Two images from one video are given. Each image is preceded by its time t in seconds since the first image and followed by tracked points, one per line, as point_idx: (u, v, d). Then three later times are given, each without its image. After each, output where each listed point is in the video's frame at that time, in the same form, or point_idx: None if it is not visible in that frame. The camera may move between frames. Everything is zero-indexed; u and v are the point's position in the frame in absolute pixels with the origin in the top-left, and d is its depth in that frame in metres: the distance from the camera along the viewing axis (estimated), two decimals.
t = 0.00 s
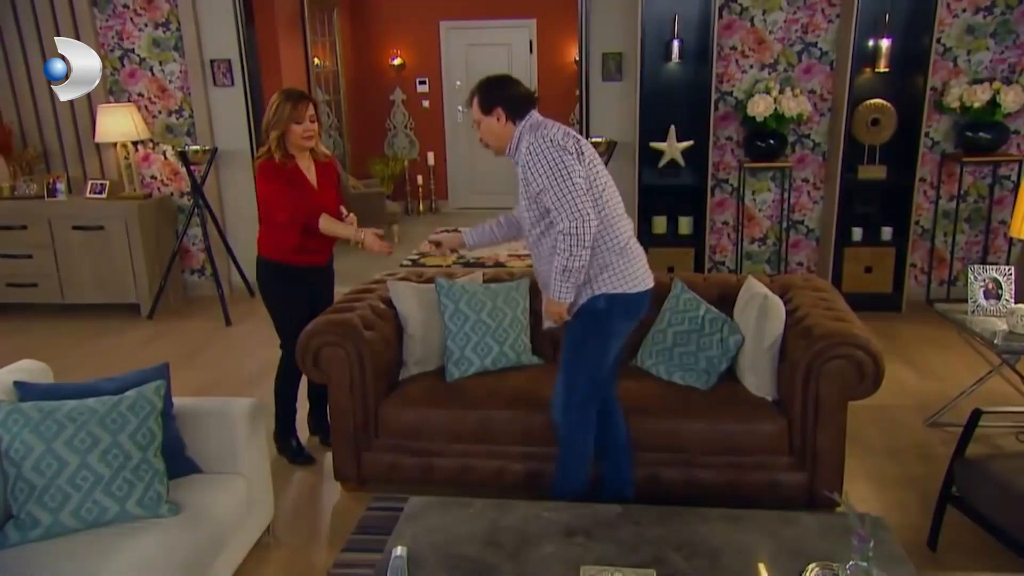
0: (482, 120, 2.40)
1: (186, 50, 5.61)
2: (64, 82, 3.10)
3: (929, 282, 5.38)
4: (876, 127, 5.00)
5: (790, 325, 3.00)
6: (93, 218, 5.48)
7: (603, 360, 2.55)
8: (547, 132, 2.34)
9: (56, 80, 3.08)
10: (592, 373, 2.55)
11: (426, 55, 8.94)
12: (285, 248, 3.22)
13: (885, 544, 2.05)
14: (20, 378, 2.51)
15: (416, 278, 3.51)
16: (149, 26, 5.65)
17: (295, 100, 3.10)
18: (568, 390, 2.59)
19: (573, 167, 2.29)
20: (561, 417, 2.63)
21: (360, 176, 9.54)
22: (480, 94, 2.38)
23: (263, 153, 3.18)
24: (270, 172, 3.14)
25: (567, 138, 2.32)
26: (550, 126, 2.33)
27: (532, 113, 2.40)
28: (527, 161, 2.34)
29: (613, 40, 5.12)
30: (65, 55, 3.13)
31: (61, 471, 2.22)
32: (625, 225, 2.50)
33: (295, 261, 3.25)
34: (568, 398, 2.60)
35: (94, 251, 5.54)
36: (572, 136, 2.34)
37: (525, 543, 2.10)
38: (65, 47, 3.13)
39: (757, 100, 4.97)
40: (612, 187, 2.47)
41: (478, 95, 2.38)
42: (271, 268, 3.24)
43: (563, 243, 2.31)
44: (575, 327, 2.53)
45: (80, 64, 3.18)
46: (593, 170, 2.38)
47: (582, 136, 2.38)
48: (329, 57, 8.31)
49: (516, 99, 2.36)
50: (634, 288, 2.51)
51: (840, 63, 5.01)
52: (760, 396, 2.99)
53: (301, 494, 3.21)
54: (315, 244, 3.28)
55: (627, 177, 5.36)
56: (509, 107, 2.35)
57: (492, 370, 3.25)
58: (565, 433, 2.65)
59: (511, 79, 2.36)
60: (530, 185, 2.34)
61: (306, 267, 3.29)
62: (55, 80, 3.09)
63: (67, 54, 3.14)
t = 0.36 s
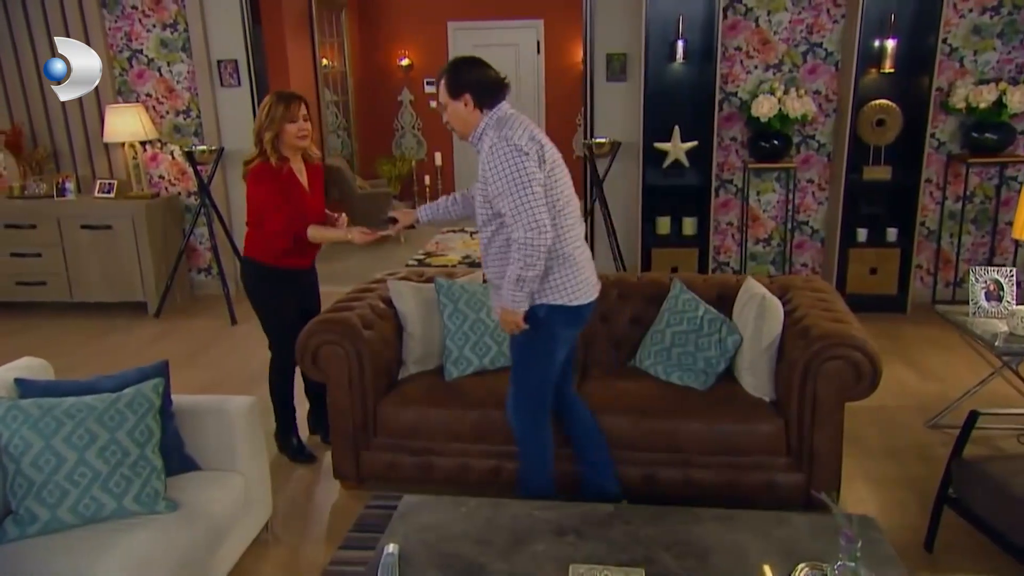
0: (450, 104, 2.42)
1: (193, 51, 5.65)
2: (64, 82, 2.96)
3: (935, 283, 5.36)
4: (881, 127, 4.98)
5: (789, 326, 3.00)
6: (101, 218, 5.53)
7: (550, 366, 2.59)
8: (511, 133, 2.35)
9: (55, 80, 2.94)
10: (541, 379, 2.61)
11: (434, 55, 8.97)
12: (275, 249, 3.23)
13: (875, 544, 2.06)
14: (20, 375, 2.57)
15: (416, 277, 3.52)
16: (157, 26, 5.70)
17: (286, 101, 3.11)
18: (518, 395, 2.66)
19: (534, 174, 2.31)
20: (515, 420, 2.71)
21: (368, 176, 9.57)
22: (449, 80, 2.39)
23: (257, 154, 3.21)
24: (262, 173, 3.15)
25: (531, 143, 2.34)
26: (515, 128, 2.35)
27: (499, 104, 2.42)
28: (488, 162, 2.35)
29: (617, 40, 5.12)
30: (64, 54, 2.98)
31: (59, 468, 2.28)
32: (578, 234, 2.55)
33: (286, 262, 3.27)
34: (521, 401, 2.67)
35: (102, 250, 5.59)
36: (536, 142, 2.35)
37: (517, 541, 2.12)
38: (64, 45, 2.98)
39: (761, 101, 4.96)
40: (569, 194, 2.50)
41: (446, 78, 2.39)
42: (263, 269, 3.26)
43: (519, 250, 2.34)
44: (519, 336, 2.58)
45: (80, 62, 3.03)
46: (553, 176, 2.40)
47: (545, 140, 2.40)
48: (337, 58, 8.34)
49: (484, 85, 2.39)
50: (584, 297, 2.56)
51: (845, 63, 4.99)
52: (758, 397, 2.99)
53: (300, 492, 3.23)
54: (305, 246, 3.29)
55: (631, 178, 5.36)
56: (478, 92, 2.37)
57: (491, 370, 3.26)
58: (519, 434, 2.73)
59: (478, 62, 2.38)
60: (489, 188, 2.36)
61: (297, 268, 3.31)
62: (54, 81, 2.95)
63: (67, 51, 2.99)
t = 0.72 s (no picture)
0: (430, 91, 2.50)
1: (205, 51, 5.70)
2: (65, 84, 2.52)
3: (945, 285, 5.32)
4: (890, 128, 4.94)
5: (791, 327, 3.00)
6: (113, 217, 5.59)
7: (516, 366, 2.67)
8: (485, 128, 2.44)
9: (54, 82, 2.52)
10: (510, 380, 2.68)
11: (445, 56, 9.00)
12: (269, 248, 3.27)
13: (871, 545, 2.06)
14: (26, 372, 2.63)
15: (420, 277, 3.54)
16: (169, 27, 5.76)
17: (280, 101, 3.16)
18: (493, 398, 2.72)
19: (501, 172, 2.40)
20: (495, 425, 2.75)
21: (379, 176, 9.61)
22: (431, 68, 2.47)
23: (252, 155, 3.26)
24: (257, 172, 3.18)
25: (502, 141, 2.42)
26: (489, 124, 2.43)
27: (479, 97, 2.50)
28: (460, 154, 2.44)
29: (625, 41, 5.11)
30: (64, 54, 2.53)
31: (63, 463, 2.34)
32: (542, 236, 2.63)
33: (281, 261, 3.31)
34: (493, 403, 2.73)
35: (114, 249, 5.65)
36: (508, 140, 2.44)
37: (514, 539, 2.13)
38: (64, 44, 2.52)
39: (769, 102, 4.95)
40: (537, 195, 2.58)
41: (430, 65, 2.47)
42: (260, 268, 3.29)
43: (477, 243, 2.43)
44: (482, 338, 2.66)
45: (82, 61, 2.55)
46: (522, 177, 2.49)
47: (519, 139, 2.49)
48: (349, 58, 8.38)
49: (466, 77, 2.47)
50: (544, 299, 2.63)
51: (854, 63, 4.97)
52: (759, 398, 2.99)
53: (304, 489, 3.26)
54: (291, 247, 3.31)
55: (639, 178, 5.35)
56: (459, 82, 2.46)
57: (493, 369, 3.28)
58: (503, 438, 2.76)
59: (462, 53, 2.47)
60: (458, 180, 2.45)
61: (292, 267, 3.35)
62: (53, 81, 2.51)
63: (69, 52, 2.53)
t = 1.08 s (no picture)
0: (421, 83, 2.54)
1: (219, 52, 5.76)
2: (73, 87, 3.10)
3: (958, 287, 5.28)
4: (902, 129, 4.91)
5: (796, 328, 2.99)
6: (128, 216, 5.66)
7: (472, 365, 2.67)
8: (466, 123, 2.48)
9: (54, 80, 3.18)
10: (462, 377, 2.68)
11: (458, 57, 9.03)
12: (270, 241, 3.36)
13: (867, 548, 2.06)
14: (37, 368, 2.68)
15: (427, 276, 3.57)
16: (184, 29, 5.82)
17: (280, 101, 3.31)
18: (446, 393, 2.72)
19: (476, 169, 2.44)
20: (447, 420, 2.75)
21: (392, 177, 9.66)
22: (424, 61, 2.52)
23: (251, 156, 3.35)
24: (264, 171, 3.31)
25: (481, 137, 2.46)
26: (470, 121, 2.47)
27: (465, 95, 2.54)
28: (439, 148, 2.48)
29: (636, 42, 5.12)
30: (63, 55, 3.22)
31: (71, 457, 2.40)
32: (517, 235, 2.66)
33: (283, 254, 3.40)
34: (446, 399, 2.73)
35: (129, 248, 5.72)
36: (486, 139, 2.47)
37: (513, 537, 2.15)
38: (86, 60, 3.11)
39: (779, 103, 4.94)
40: (515, 195, 2.62)
41: (424, 58, 2.53)
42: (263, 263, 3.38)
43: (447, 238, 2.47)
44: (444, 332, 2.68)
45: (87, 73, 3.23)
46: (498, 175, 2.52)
47: (500, 137, 2.52)
48: (363, 59, 8.42)
49: (458, 74, 2.52)
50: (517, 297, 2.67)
51: (866, 64, 4.95)
52: (764, 398, 2.99)
53: (311, 486, 3.29)
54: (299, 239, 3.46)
55: (650, 179, 5.34)
56: (450, 77, 2.50)
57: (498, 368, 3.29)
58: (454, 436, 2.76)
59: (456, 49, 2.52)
60: (436, 176, 2.50)
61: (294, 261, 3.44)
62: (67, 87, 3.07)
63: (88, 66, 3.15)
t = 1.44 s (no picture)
0: (391, 84, 2.60)
1: (234, 53, 5.81)
2: (64, 84, 2.22)
3: (972, 289, 5.25)
4: (915, 130, 4.88)
5: (802, 329, 2.99)
6: (144, 216, 5.73)
7: (458, 363, 2.74)
8: (428, 128, 2.51)
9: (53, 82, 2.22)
10: (451, 376, 2.75)
11: (472, 58, 9.07)
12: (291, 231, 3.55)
13: (867, 551, 2.06)
14: (50, 364, 2.73)
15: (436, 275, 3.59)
16: (200, 30, 5.88)
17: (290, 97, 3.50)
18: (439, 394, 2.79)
19: (431, 174, 2.48)
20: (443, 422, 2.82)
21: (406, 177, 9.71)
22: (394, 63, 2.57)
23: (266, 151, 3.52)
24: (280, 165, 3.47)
25: (440, 144, 2.48)
26: (432, 125, 2.50)
27: (435, 98, 2.57)
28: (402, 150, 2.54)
29: (647, 42, 5.11)
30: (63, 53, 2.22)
31: (82, 452, 2.44)
32: (483, 238, 2.69)
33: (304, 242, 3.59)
34: (438, 399, 2.80)
35: (144, 247, 5.79)
36: (446, 144, 2.49)
37: (514, 535, 2.16)
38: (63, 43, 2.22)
39: (791, 103, 4.92)
40: (481, 199, 2.64)
41: (396, 58, 2.57)
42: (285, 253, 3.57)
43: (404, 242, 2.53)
44: (424, 336, 2.75)
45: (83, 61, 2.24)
46: (460, 180, 2.55)
47: (463, 142, 2.54)
48: (377, 60, 8.47)
49: (428, 77, 2.56)
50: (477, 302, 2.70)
51: (879, 64, 4.92)
52: (769, 399, 2.99)
53: (320, 483, 3.32)
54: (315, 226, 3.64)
55: (661, 179, 5.34)
56: (417, 79, 2.54)
57: (505, 368, 3.31)
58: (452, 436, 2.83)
59: (430, 52, 2.56)
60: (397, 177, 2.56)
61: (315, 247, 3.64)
62: (51, 82, 2.21)
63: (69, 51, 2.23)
